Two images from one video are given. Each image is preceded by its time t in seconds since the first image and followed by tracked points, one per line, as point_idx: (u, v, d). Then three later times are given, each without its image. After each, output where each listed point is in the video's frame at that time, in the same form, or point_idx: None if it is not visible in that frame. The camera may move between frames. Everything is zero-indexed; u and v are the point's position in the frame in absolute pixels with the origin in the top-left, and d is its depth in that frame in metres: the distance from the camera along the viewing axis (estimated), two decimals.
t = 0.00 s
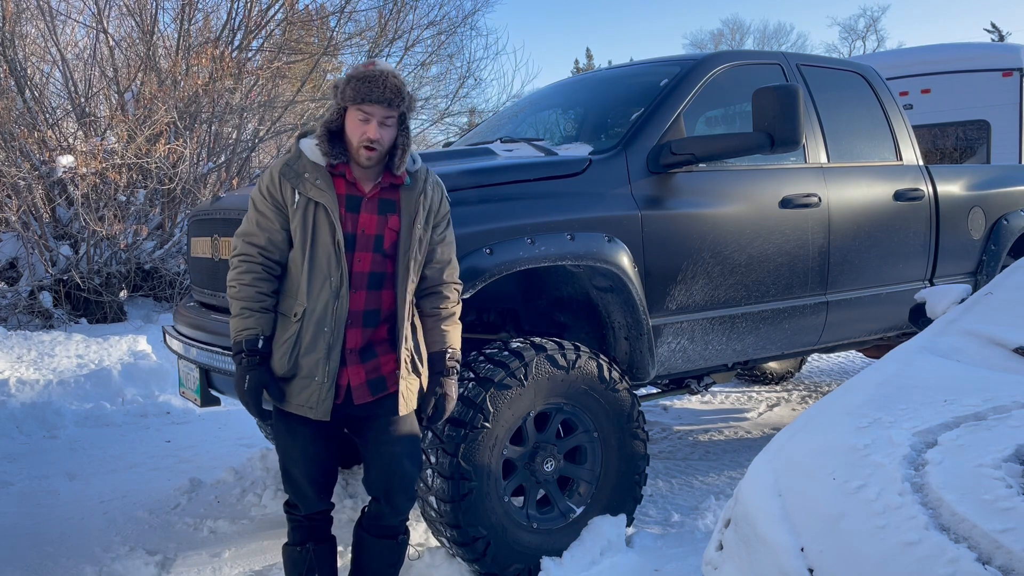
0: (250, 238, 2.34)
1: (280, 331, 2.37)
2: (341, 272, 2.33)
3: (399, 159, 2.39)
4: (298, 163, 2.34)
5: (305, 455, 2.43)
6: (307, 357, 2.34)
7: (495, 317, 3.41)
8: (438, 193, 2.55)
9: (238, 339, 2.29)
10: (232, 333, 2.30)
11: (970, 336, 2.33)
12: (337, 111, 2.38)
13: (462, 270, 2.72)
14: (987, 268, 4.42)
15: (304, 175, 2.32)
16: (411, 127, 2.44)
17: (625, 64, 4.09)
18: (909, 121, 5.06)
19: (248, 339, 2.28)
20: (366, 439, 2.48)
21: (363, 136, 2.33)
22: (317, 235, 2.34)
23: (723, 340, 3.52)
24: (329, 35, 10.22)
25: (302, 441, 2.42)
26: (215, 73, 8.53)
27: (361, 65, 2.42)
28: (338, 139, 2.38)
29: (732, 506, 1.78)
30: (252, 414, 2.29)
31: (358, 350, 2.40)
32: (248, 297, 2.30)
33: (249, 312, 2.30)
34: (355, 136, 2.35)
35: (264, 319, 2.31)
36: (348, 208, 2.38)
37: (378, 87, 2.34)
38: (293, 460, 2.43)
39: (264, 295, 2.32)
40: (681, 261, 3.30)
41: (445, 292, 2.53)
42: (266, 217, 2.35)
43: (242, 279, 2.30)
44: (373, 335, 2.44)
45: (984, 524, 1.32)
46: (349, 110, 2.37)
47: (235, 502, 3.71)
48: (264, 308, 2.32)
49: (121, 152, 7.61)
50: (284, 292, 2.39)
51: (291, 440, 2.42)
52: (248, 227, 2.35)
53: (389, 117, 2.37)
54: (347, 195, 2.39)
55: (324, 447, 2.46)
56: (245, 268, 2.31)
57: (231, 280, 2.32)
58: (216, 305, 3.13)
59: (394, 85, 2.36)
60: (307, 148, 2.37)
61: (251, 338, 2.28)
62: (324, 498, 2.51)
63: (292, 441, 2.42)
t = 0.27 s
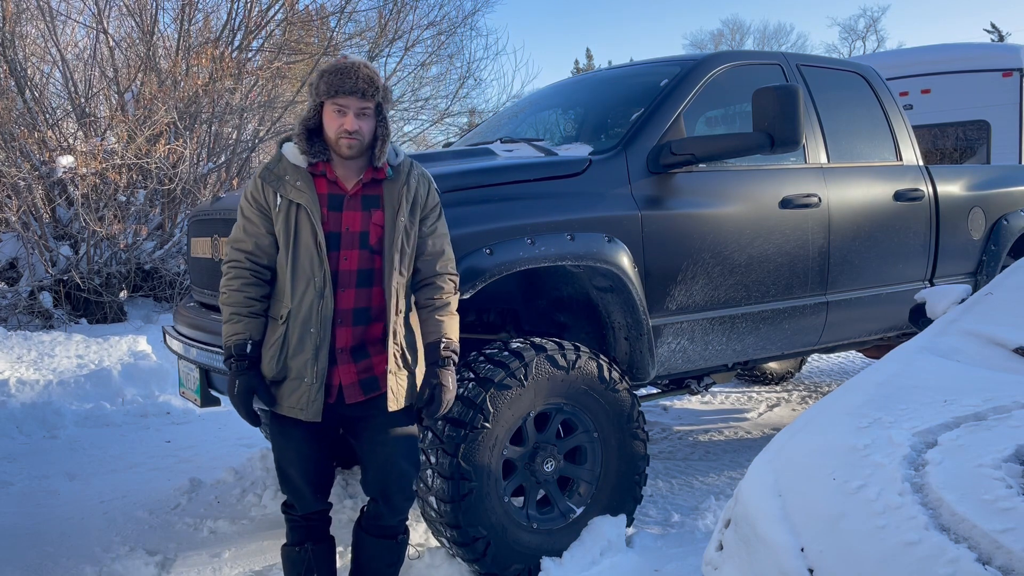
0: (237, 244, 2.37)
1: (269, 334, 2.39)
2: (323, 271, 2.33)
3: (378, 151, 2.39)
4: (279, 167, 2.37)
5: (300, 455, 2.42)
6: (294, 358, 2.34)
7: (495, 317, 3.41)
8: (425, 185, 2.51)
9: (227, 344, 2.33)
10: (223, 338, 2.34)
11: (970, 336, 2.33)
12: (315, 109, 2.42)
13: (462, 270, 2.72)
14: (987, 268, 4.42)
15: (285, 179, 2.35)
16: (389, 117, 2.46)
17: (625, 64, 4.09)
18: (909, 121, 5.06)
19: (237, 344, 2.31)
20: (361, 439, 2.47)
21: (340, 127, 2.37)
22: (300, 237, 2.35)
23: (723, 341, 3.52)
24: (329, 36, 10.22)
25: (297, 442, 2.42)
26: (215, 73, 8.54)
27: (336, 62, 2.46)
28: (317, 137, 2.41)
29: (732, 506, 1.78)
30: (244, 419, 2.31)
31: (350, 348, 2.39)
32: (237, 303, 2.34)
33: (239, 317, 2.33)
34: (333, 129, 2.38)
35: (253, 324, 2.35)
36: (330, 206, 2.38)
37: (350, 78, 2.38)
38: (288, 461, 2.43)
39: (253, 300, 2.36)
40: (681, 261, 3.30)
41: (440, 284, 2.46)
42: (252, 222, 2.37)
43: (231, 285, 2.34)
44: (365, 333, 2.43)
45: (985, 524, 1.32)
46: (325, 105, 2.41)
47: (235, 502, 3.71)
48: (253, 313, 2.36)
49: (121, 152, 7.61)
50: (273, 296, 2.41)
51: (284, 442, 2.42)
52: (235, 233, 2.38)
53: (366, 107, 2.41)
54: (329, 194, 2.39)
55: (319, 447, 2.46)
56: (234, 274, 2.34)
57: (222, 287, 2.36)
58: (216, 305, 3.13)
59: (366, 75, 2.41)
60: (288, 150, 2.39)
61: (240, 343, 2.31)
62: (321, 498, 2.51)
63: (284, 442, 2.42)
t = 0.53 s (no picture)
0: (230, 248, 2.38)
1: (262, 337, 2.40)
2: (313, 271, 2.32)
3: (364, 148, 2.38)
4: (265, 170, 2.37)
5: (298, 455, 2.42)
6: (287, 361, 2.35)
7: (496, 317, 3.41)
8: (414, 181, 2.51)
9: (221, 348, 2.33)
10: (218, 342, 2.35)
11: (970, 336, 2.33)
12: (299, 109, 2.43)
13: (462, 270, 2.72)
14: (987, 269, 4.42)
15: (272, 181, 2.34)
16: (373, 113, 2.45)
17: (625, 64, 4.09)
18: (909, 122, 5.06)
19: (231, 348, 2.32)
20: (358, 439, 2.47)
21: (323, 126, 2.36)
22: (289, 238, 2.34)
23: (723, 341, 3.52)
24: (329, 36, 10.22)
25: (293, 442, 2.42)
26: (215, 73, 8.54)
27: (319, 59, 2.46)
28: (303, 136, 2.42)
29: (732, 506, 1.78)
30: (239, 421, 2.34)
31: (345, 347, 2.39)
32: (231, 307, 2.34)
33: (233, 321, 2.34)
34: (317, 128, 2.38)
35: (246, 328, 2.36)
36: (319, 206, 2.38)
37: (331, 75, 2.37)
38: (285, 461, 2.43)
39: (247, 304, 2.37)
40: (681, 261, 3.30)
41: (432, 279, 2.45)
42: (242, 225, 2.38)
43: (224, 289, 2.35)
44: (361, 331, 2.42)
45: (985, 524, 1.32)
46: (309, 105, 2.41)
47: (235, 502, 3.71)
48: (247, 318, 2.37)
49: (121, 152, 7.61)
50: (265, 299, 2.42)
51: (282, 442, 2.42)
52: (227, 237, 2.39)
53: (348, 104, 2.40)
54: (317, 195, 2.39)
55: (316, 447, 2.46)
56: (227, 278, 2.35)
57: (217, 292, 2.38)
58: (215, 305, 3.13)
59: (347, 71, 2.40)
60: (274, 152, 2.40)
61: (234, 347, 2.32)
62: (320, 498, 2.51)
63: (282, 443, 2.42)
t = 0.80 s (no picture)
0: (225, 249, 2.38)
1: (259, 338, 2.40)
2: (308, 273, 2.32)
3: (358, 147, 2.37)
4: (260, 171, 2.37)
5: (297, 455, 2.42)
6: (284, 362, 2.35)
7: (496, 317, 3.41)
8: (409, 179, 2.50)
9: (219, 350, 2.34)
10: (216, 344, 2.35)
11: (969, 336, 2.33)
12: (293, 109, 2.42)
13: (462, 269, 2.72)
14: (987, 268, 4.42)
15: (267, 182, 2.35)
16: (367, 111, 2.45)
17: (625, 64, 4.09)
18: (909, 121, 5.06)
19: (229, 351, 2.32)
20: (356, 440, 2.47)
21: (318, 127, 2.36)
22: (284, 239, 2.34)
23: (723, 341, 3.52)
24: (329, 36, 10.22)
25: (292, 442, 2.42)
26: (215, 73, 8.54)
27: (312, 59, 2.45)
28: (297, 136, 2.41)
29: (732, 506, 1.78)
30: (238, 424, 2.35)
31: (343, 347, 2.39)
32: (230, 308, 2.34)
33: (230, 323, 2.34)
34: (311, 128, 2.37)
35: (244, 329, 2.36)
36: (315, 206, 2.38)
37: (324, 74, 2.37)
38: (284, 461, 2.43)
39: (244, 306, 2.37)
40: (681, 260, 3.30)
41: (429, 279, 2.44)
42: (237, 226, 2.37)
43: (223, 291, 2.35)
44: (358, 331, 2.42)
45: (985, 524, 1.32)
46: (303, 105, 2.41)
47: (235, 502, 3.71)
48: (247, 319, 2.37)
49: (122, 152, 7.61)
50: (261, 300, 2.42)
51: (281, 443, 2.42)
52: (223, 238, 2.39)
53: (342, 103, 2.40)
54: (312, 195, 2.39)
55: (314, 447, 2.46)
56: (224, 279, 2.35)
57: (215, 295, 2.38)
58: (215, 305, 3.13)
59: (341, 70, 2.39)
60: (268, 154, 2.39)
61: (233, 350, 2.33)
62: (319, 498, 2.51)
63: (281, 443, 2.42)
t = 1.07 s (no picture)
0: (236, 242, 2.37)
1: (270, 334, 2.39)
2: (324, 272, 2.32)
3: (377, 147, 2.39)
4: (277, 166, 2.36)
5: (302, 456, 2.43)
6: (295, 360, 2.34)
7: (496, 317, 3.42)
8: (425, 183, 2.52)
9: (221, 340, 2.29)
10: (217, 335, 2.31)
11: (969, 336, 2.33)
12: (312, 106, 2.41)
13: (462, 270, 2.72)
14: (986, 268, 4.42)
15: (284, 178, 2.34)
16: (386, 112, 2.46)
17: (625, 64, 4.09)
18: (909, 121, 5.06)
19: (231, 342, 2.27)
20: (363, 443, 2.48)
21: (338, 124, 2.37)
22: (299, 237, 2.34)
23: (723, 340, 3.52)
24: (329, 35, 10.22)
25: (298, 442, 2.42)
26: (215, 73, 8.53)
27: (332, 56, 2.46)
28: (315, 134, 2.40)
29: (732, 506, 1.78)
30: (233, 417, 2.29)
31: (354, 348, 2.40)
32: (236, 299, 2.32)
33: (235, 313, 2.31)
34: (331, 125, 2.38)
35: (250, 322, 2.32)
36: (331, 205, 2.38)
37: (347, 72, 2.38)
38: (290, 460, 2.44)
39: (250, 299, 2.34)
40: (681, 260, 3.30)
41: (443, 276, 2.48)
42: (251, 221, 2.38)
43: (229, 282, 2.33)
44: (370, 332, 2.42)
45: (985, 524, 1.32)
46: (323, 102, 2.41)
47: (235, 502, 3.71)
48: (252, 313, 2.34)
49: (121, 152, 7.62)
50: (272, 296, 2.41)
51: (288, 443, 2.42)
52: (235, 231, 2.38)
53: (363, 103, 2.41)
54: (329, 193, 2.39)
55: (321, 448, 2.46)
56: (232, 271, 2.34)
57: (218, 284, 2.35)
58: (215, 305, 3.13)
59: (364, 70, 2.40)
60: (285, 148, 2.39)
61: (236, 341, 2.28)
62: (324, 498, 2.50)
63: (288, 442, 2.42)
